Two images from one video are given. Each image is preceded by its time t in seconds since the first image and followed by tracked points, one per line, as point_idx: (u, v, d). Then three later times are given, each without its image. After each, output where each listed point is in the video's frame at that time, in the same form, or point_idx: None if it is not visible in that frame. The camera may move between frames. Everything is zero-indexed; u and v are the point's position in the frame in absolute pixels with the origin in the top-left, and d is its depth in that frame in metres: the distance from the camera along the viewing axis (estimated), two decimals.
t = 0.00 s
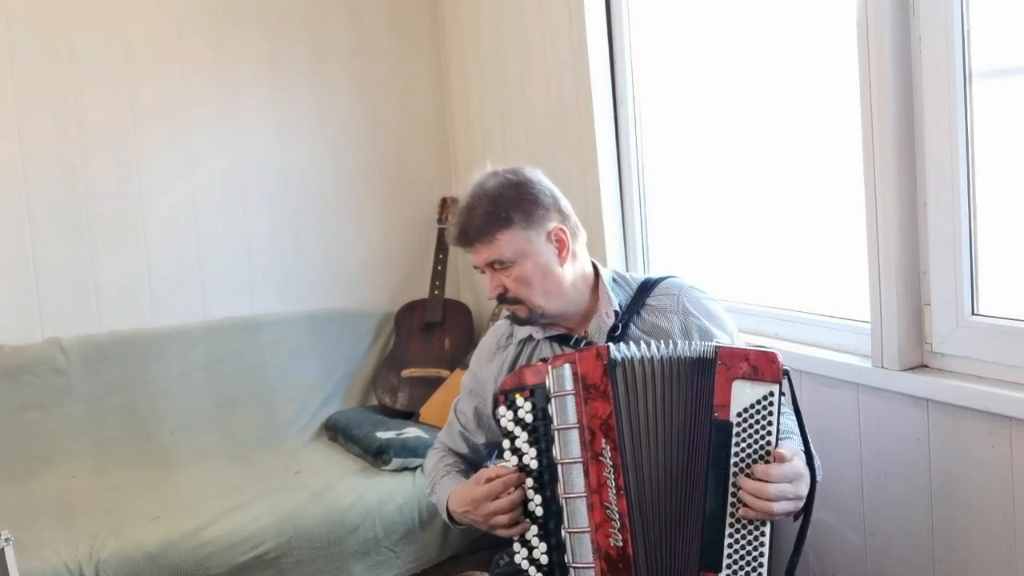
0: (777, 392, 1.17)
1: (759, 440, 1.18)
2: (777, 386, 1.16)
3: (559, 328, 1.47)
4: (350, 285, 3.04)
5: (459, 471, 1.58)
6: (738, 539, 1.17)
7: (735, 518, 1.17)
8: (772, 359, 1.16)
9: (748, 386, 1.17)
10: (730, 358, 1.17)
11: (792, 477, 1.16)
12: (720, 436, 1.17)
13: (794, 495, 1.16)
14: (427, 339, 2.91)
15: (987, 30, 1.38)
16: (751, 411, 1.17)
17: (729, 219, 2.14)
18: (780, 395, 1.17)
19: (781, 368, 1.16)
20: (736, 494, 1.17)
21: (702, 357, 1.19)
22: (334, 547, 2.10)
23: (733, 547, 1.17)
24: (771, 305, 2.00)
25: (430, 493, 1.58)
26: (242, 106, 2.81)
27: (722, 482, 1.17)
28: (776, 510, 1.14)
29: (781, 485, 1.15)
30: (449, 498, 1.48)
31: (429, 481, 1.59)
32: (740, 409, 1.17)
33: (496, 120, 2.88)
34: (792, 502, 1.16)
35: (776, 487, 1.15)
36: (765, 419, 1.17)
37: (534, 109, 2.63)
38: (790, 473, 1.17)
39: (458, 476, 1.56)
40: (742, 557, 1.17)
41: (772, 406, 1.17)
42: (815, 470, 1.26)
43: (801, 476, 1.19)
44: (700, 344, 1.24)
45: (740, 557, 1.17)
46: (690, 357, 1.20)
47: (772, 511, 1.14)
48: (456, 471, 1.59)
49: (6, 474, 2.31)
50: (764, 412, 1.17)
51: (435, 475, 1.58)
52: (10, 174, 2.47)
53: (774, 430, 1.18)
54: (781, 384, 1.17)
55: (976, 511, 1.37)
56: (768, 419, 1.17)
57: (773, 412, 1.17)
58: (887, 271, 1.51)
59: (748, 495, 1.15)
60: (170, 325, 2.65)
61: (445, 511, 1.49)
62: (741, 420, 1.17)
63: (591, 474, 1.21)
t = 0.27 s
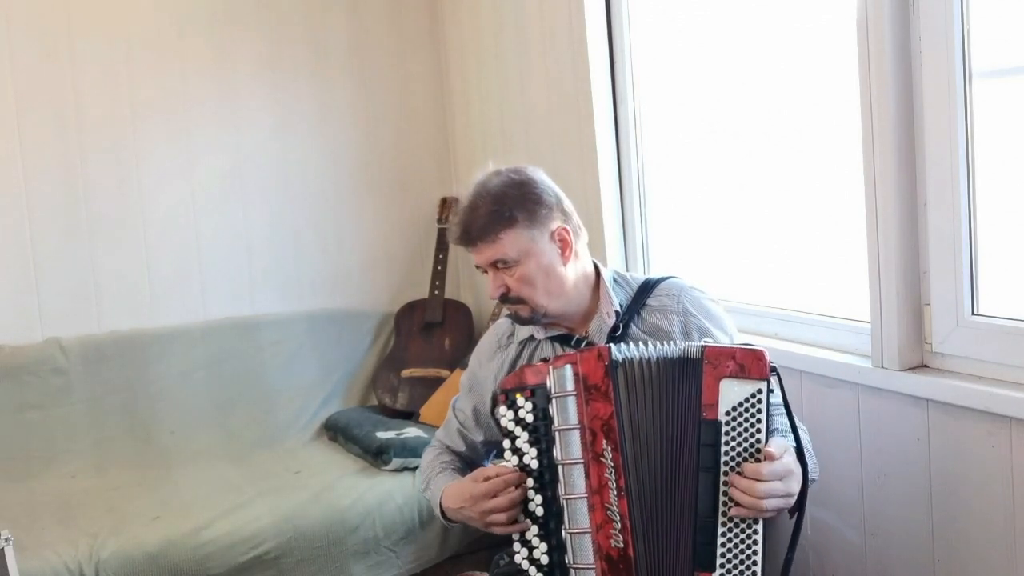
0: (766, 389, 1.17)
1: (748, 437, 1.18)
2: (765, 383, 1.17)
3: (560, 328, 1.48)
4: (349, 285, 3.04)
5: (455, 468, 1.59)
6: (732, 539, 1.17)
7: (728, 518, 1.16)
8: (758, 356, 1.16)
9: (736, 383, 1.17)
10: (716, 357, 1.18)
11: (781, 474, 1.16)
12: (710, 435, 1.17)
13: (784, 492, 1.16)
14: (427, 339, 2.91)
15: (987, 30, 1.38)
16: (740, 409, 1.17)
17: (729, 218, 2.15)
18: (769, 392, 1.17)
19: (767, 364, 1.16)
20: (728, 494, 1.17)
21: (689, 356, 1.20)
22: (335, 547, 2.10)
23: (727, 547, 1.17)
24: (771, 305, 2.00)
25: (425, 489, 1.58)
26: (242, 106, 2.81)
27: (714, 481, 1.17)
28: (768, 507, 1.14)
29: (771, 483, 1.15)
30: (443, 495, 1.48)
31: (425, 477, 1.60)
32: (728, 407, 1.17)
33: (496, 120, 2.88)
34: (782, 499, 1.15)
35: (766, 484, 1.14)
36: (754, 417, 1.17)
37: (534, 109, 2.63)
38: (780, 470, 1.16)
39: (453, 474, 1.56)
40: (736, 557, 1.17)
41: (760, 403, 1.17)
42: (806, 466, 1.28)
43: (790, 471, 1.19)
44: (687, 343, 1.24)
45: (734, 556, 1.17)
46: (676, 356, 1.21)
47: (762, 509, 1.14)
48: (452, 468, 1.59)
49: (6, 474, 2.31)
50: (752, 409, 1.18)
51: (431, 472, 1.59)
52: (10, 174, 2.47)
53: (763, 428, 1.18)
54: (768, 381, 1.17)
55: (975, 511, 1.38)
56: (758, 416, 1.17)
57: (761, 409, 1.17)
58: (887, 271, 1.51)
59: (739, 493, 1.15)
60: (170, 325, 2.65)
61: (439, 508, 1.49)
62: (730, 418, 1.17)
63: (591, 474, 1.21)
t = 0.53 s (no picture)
0: (761, 388, 1.16)
1: (744, 437, 1.17)
2: (761, 381, 1.16)
3: (560, 329, 1.48)
4: (350, 285, 3.04)
5: (462, 471, 1.58)
6: (731, 538, 1.17)
7: (727, 517, 1.16)
8: (753, 355, 1.16)
9: (732, 382, 1.17)
10: (711, 357, 1.17)
11: (779, 474, 1.16)
12: (707, 434, 1.17)
13: (783, 491, 1.16)
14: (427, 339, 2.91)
15: (987, 30, 1.38)
16: (736, 408, 1.17)
17: (729, 219, 2.14)
18: (765, 391, 1.17)
19: (763, 363, 1.16)
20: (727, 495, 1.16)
21: (685, 356, 1.19)
22: (335, 547, 2.10)
23: (726, 546, 1.17)
24: (771, 305, 2.00)
25: (434, 493, 1.58)
26: (242, 106, 2.81)
27: (712, 481, 1.17)
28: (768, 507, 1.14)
29: (769, 483, 1.15)
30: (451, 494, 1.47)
31: (432, 482, 1.59)
32: (725, 407, 1.17)
33: (496, 120, 2.88)
34: (779, 498, 1.15)
35: (765, 484, 1.14)
36: (750, 416, 1.17)
37: (534, 109, 2.63)
38: (777, 469, 1.16)
39: (460, 476, 1.56)
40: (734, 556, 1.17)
41: (757, 401, 1.17)
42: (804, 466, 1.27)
43: (788, 470, 1.19)
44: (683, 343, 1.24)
45: (733, 556, 1.17)
46: (671, 356, 1.20)
47: (761, 508, 1.14)
48: (458, 470, 1.58)
49: (6, 474, 2.31)
50: (749, 408, 1.17)
51: (438, 476, 1.58)
52: (10, 174, 2.47)
53: (760, 427, 1.18)
54: (764, 380, 1.16)
55: (976, 512, 1.37)
56: (754, 415, 1.17)
57: (758, 408, 1.17)
58: (887, 270, 1.51)
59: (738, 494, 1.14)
60: (170, 325, 2.65)
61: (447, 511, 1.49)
62: (727, 417, 1.17)
63: (591, 475, 1.21)
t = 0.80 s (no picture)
0: (748, 383, 1.16)
1: (733, 432, 1.18)
2: (748, 377, 1.16)
3: (561, 327, 1.48)
4: (350, 285, 3.04)
5: (455, 463, 1.59)
6: (723, 535, 1.17)
7: (717, 506, 1.16)
8: (737, 351, 1.16)
9: (718, 380, 1.17)
10: (697, 355, 1.17)
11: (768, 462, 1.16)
12: (696, 432, 1.17)
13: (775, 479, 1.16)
14: (427, 339, 2.91)
15: (987, 31, 1.38)
16: (724, 404, 1.17)
17: (729, 219, 2.15)
18: (751, 386, 1.17)
19: (748, 358, 1.16)
20: (718, 480, 1.17)
21: (669, 356, 1.19)
22: (335, 547, 2.10)
23: (719, 543, 1.17)
24: (771, 305, 2.00)
25: (426, 484, 1.58)
26: (242, 106, 2.81)
27: (703, 478, 1.17)
28: (760, 492, 1.13)
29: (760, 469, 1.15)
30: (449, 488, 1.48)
31: (424, 475, 1.59)
32: (712, 403, 1.17)
33: (496, 120, 2.88)
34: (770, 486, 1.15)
35: (757, 470, 1.15)
36: (737, 411, 1.17)
37: (534, 109, 2.63)
38: (768, 457, 1.17)
39: (453, 467, 1.57)
40: (727, 553, 1.17)
41: (744, 396, 1.17)
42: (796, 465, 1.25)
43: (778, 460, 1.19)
44: (668, 341, 1.24)
45: (726, 552, 1.17)
46: (656, 356, 1.20)
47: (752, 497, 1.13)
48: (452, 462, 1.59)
49: (7, 474, 2.31)
50: (736, 403, 1.17)
51: (430, 468, 1.59)
52: (10, 174, 2.47)
53: (747, 422, 1.18)
54: (750, 375, 1.16)
55: (975, 511, 1.38)
56: (742, 410, 1.17)
57: (745, 402, 1.17)
58: (887, 270, 1.51)
59: (729, 481, 1.14)
60: (170, 325, 2.65)
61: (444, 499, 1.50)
62: (715, 413, 1.17)
63: (590, 474, 1.21)
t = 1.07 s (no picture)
0: (746, 384, 1.16)
1: (732, 434, 1.17)
2: (746, 378, 1.16)
3: (562, 327, 1.48)
4: (349, 285, 3.04)
5: (453, 462, 1.59)
6: (723, 536, 1.17)
7: (717, 509, 1.16)
8: (736, 352, 1.16)
9: (716, 381, 1.16)
10: (695, 357, 1.17)
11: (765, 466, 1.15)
12: (695, 433, 1.17)
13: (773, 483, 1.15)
14: (427, 339, 2.91)
15: (987, 30, 1.38)
16: (722, 406, 1.17)
17: (729, 219, 2.15)
18: (749, 387, 1.17)
19: (746, 359, 1.16)
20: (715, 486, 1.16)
21: (667, 357, 1.19)
22: (335, 547, 2.10)
23: (719, 544, 1.17)
24: (771, 305, 2.00)
25: (423, 482, 1.59)
26: (241, 106, 2.81)
27: (702, 480, 1.17)
28: (756, 500, 1.14)
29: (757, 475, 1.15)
30: (444, 488, 1.50)
31: (422, 474, 1.60)
32: (711, 405, 1.17)
33: (496, 120, 2.88)
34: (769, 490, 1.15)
35: (755, 477, 1.14)
36: (736, 413, 1.17)
37: (534, 109, 2.63)
38: (766, 462, 1.16)
39: (451, 465, 1.57)
40: (727, 554, 1.17)
41: (742, 398, 1.16)
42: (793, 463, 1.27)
43: (775, 460, 1.18)
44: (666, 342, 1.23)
45: (725, 554, 1.17)
46: (654, 357, 1.20)
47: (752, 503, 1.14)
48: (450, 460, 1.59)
49: (7, 474, 2.31)
50: (735, 405, 1.17)
51: (427, 465, 1.59)
52: (10, 174, 2.47)
53: (746, 424, 1.17)
54: (749, 376, 1.16)
55: (975, 511, 1.37)
56: (740, 412, 1.17)
57: (744, 404, 1.17)
58: (887, 270, 1.51)
59: (727, 491, 1.14)
60: (170, 325, 2.65)
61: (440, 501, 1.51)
62: (714, 415, 1.17)
63: (591, 477, 1.21)
